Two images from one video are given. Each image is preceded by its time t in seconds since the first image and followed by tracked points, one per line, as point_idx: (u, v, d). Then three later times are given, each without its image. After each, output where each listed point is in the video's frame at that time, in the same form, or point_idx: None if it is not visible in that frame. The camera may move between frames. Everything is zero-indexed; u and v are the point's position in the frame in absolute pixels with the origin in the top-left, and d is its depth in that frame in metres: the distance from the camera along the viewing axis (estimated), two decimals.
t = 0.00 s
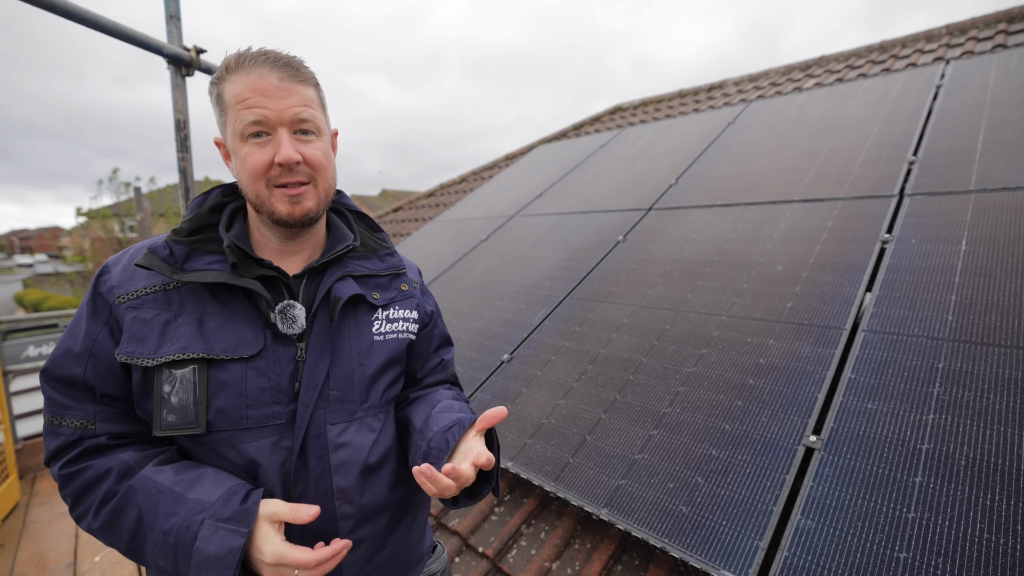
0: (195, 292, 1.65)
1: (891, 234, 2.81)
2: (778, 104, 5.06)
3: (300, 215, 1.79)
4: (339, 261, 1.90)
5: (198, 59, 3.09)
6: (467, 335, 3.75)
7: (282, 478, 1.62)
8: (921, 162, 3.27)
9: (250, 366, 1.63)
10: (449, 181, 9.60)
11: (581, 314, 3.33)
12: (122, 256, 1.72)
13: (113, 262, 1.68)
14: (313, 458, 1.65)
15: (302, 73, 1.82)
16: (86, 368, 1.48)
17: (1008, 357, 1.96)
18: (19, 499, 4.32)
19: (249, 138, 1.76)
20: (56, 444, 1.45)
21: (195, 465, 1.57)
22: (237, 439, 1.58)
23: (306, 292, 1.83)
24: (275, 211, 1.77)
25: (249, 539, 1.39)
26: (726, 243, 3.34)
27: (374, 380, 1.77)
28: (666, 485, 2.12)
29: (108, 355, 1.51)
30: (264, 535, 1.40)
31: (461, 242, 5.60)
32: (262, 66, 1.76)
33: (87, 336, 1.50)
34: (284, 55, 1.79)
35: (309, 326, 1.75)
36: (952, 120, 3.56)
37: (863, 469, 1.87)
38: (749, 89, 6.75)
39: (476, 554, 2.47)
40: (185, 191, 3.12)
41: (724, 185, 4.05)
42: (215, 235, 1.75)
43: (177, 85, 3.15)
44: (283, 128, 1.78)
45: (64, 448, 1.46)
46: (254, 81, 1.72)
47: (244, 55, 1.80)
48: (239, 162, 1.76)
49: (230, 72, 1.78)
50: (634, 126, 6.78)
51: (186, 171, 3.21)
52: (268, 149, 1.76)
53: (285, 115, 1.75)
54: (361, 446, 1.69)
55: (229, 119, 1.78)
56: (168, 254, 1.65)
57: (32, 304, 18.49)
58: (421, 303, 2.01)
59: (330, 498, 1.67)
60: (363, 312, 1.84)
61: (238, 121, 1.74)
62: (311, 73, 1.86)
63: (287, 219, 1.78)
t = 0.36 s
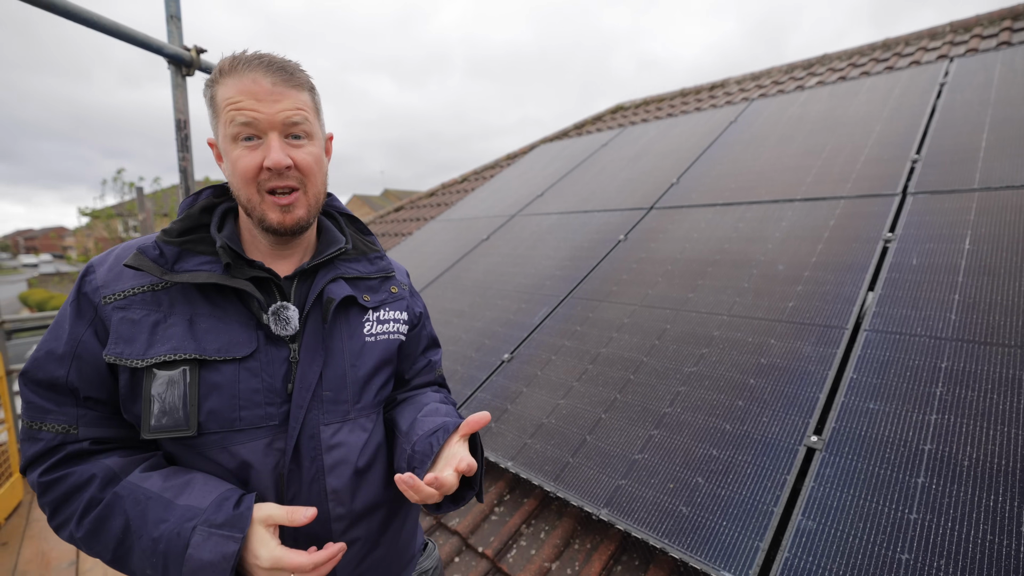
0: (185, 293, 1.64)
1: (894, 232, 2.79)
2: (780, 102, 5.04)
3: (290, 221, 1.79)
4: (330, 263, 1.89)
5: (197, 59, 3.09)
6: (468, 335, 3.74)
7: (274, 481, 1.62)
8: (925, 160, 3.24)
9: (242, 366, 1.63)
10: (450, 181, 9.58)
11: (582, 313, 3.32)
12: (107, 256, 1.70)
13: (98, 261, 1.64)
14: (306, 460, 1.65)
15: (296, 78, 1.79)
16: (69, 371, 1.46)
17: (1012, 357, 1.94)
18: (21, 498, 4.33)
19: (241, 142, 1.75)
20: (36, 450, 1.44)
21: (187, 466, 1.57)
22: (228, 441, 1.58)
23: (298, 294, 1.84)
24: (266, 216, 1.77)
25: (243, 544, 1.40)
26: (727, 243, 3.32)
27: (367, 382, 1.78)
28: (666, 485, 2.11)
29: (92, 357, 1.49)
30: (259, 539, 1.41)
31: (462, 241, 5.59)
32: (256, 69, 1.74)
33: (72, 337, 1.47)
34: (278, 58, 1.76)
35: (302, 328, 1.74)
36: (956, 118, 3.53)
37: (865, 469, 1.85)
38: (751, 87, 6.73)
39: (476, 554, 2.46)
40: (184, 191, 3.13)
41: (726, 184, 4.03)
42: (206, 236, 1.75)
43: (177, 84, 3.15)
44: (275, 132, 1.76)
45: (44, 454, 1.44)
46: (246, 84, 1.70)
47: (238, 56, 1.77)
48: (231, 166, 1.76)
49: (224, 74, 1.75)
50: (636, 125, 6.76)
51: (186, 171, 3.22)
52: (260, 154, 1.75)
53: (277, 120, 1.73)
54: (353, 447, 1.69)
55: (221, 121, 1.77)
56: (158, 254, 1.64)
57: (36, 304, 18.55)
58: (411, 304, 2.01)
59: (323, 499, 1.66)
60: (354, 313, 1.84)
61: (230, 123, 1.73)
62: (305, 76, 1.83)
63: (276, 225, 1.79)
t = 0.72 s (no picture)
0: (171, 281, 1.65)
1: (899, 231, 2.76)
2: (784, 101, 5.01)
3: (265, 214, 1.79)
4: (316, 248, 1.88)
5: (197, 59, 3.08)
6: (469, 335, 3.73)
7: (258, 473, 1.59)
8: (929, 158, 3.21)
9: (224, 353, 1.62)
10: (452, 181, 9.57)
11: (583, 312, 3.31)
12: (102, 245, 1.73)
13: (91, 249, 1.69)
14: (291, 449, 1.63)
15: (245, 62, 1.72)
16: (22, 352, 1.44)
17: (1019, 357, 1.92)
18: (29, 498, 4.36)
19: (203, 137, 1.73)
20: None
21: (167, 452, 1.55)
22: (207, 429, 1.56)
23: (284, 282, 1.82)
24: (240, 212, 1.77)
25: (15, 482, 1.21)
26: (730, 242, 3.30)
27: (355, 370, 1.76)
28: (667, 486, 2.09)
29: (46, 344, 1.46)
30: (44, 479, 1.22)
31: (464, 241, 5.58)
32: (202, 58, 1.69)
33: (42, 321, 1.48)
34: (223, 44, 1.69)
35: (286, 314, 1.74)
36: (961, 116, 3.50)
37: (868, 469, 1.84)
38: (755, 86, 6.69)
39: (476, 554, 2.45)
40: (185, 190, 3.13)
41: (728, 183, 4.01)
42: (189, 227, 1.75)
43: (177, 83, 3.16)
44: (234, 124, 1.72)
45: None
46: (194, 77, 1.66)
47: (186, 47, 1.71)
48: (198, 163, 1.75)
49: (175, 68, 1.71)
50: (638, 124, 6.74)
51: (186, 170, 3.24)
52: (222, 148, 1.72)
53: (232, 111, 1.69)
54: (340, 436, 1.68)
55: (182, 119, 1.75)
56: (142, 246, 1.64)
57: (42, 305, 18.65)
58: (404, 288, 1.99)
59: (308, 490, 1.64)
60: (343, 299, 1.83)
61: (189, 121, 1.71)
62: (257, 59, 1.75)
63: (252, 220, 1.79)
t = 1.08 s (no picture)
0: (160, 291, 1.64)
1: (903, 230, 2.75)
2: (787, 100, 5.00)
3: (271, 207, 1.74)
4: (314, 251, 1.85)
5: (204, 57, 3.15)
6: (470, 335, 3.72)
7: (255, 484, 1.59)
8: (933, 157, 3.20)
9: (216, 366, 1.61)
10: (456, 181, 9.57)
11: (587, 312, 3.30)
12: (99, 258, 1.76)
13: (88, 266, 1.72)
14: (287, 463, 1.62)
15: (259, 54, 1.73)
16: (35, 374, 1.53)
17: None
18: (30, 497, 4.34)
19: (211, 127, 1.71)
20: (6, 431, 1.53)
21: (166, 464, 1.56)
22: (203, 445, 1.56)
23: (280, 287, 1.82)
24: (244, 207, 1.73)
25: None
26: (734, 241, 3.29)
27: (353, 378, 1.74)
28: (672, 486, 2.08)
29: (52, 365, 1.53)
30: None
31: (466, 240, 5.58)
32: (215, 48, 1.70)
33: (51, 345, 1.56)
34: (238, 35, 1.71)
35: (281, 323, 1.72)
36: (965, 115, 3.48)
37: (874, 471, 1.83)
38: (759, 85, 6.68)
39: (480, 555, 2.44)
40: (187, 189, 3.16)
41: (731, 182, 4.00)
42: (175, 232, 1.75)
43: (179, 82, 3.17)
44: (245, 113, 1.71)
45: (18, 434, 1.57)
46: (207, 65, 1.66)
47: (198, 37, 1.72)
48: (203, 154, 1.71)
49: (184, 57, 1.71)
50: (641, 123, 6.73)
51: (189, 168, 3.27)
52: (231, 137, 1.70)
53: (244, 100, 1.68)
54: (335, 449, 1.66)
55: (188, 109, 1.72)
56: (126, 252, 1.66)
57: (43, 305, 18.64)
58: (406, 292, 1.95)
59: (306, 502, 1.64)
60: (342, 305, 1.80)
61: (197, 110, 1.69)
62: (270, 53, 1.77)
63: (258, 213, 1.74)
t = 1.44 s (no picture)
0: (173, 294, 1.61)
1: (905, 231, 2.77)
2: (788, 101, 5.02)
3: (283, 208, 1.76)
4: (329, 254, 1.88)
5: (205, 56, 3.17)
6: (475, 335, 3.73)
7: (286, 484, 1.61)
8: (934, 158, 3.22)
9: (243, 369, 1.62)
10: (456, 181, 9.57)
11: (591, 311, 3.31)
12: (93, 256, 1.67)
13: (82, 264, 1.62)
14: (318, 461, 1.64)
15: (289, 58, 1.76)
16: (31, 385, 1.45)
17: None
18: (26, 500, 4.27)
19: (232, 123, 1.72)
20: None
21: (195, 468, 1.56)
22: (233, 447, 1.57)
23: (297, 289, 1.84)
24: (256, 205, 1.74)
25: None
26: (737, 241, 3.31)
27: (374, 376, 1.78)
28: (677, 486, 2.10)
29: (53, 374, 1.45)
30: None
31: (468, 240, 5.58)
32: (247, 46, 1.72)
33: (48, 352, 1.47)
34: (270, 37, 1.74)
35: (302, 325, 1.75)
36: (966, 116, 3.51)
37: (879, 469, 1.84)
38: (758, 86, 6.71)
39: (485, 554, 2.45)
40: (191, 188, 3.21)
41: (734, 183, 4.01)
42: (192, 233, 1.70)
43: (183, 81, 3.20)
44: (267, 113, 1.73)
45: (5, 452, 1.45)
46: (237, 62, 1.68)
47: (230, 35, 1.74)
48: (220, 148, 1.72)
49: (214, 52, 1.72)
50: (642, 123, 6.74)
51: (192, 168, 3.29)
52: (251, 135, 1.71)
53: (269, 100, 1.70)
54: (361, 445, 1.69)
55: (211, 103, 1.73)
56: (141, 254, 1.59)
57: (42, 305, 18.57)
58: (414, 292, 2.00)
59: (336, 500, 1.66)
60: (357, 305, 1.84)
61: (221, 104, 1.70)
62: (300, 59, 1.80)
63: (269, 213, 1.75)
